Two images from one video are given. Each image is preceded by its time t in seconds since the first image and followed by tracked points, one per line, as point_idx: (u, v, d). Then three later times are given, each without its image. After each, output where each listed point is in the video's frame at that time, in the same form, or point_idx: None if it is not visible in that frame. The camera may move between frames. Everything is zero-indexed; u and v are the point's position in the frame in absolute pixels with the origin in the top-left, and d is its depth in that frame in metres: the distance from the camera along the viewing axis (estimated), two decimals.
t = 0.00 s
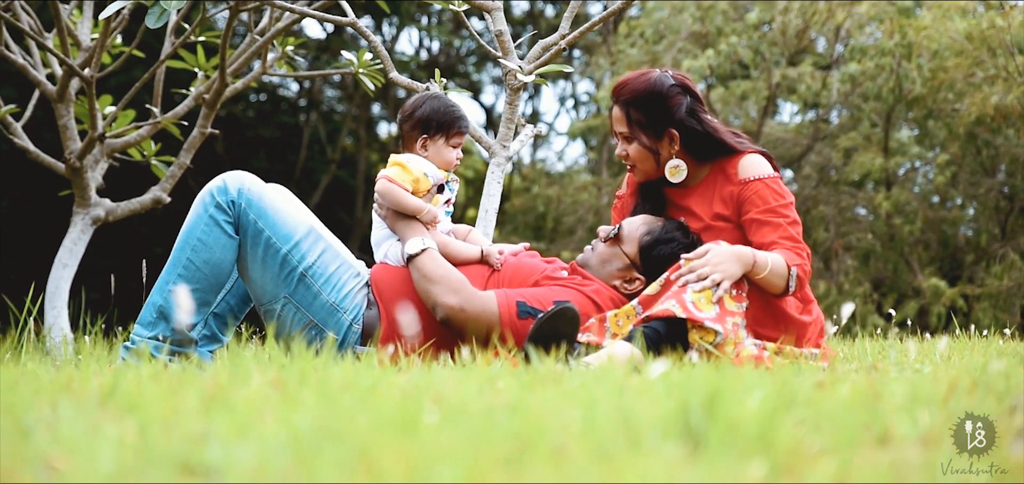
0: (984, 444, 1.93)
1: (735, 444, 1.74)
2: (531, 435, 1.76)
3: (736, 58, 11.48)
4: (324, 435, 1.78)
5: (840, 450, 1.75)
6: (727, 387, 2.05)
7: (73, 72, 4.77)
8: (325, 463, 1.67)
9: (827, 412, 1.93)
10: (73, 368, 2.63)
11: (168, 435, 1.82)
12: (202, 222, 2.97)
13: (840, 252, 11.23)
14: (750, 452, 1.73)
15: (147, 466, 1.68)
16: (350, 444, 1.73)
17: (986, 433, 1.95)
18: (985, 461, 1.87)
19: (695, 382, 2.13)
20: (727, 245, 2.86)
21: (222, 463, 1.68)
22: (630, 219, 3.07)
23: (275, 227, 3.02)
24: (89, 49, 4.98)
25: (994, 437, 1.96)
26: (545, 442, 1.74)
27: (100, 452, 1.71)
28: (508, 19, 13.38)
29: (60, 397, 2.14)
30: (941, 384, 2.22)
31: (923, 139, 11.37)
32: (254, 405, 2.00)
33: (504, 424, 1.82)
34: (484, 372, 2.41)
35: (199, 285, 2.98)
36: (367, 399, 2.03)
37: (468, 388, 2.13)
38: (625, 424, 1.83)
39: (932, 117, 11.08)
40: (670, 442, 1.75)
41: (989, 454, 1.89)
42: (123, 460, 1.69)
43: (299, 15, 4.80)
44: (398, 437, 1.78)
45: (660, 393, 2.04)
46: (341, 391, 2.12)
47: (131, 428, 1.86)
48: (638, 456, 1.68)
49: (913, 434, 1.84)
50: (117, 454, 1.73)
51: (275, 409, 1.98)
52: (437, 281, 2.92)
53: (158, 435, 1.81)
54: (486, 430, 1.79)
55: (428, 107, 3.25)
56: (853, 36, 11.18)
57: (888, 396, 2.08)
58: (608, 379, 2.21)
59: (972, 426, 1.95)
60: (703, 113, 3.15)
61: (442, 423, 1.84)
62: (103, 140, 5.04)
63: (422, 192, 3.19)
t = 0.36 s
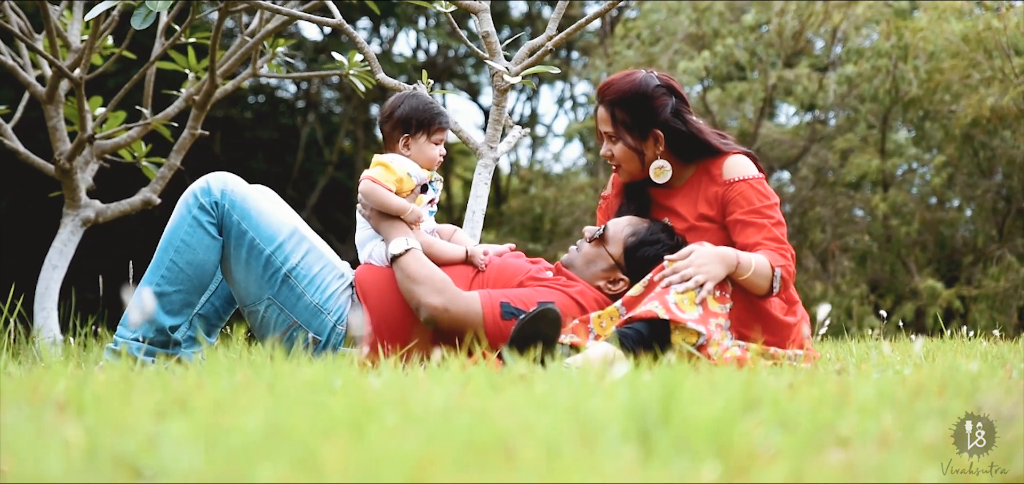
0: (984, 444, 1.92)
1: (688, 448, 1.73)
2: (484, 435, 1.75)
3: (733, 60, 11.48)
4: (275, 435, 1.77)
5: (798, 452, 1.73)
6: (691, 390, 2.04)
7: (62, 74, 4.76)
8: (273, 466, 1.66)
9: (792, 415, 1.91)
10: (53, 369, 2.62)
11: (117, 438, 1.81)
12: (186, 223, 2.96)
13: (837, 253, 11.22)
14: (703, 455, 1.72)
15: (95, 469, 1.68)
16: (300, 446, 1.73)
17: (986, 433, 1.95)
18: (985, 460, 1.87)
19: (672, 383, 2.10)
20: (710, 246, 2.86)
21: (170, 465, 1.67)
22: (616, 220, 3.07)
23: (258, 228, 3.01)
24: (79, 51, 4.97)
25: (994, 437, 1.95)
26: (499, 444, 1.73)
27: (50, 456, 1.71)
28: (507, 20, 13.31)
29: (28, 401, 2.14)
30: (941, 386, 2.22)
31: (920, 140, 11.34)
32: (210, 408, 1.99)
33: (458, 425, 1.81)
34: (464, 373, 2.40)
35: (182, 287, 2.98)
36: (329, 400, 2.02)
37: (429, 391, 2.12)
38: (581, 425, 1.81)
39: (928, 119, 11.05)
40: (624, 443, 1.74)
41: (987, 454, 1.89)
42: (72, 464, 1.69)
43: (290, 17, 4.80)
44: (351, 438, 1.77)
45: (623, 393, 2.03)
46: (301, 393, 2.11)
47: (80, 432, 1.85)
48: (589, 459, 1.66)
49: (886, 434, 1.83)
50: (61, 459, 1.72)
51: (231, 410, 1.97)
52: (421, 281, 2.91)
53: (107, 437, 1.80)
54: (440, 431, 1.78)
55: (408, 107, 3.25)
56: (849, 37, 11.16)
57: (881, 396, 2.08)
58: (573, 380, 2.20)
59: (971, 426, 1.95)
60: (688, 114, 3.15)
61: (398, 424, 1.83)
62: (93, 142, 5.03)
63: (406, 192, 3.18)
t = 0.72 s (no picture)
0: (984, 443, 1.95)
1: (646, 451, 1.72)
2: (438, 438, 1.74)
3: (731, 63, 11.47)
4: (228, 435, 1.75)
5: (759, 456, 1.72)
6: (656, 392, 2.03)
7: (53, 76, 4.74)
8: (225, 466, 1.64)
9: (758, 419, 1.91)
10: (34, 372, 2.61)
11: (68, 439, 1.79)
12: (170, 225, 2.96)
13: (835, 256, 11.21)
14: (660, 460, 1.69)
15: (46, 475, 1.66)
16: (251, 445, 1.71)
17: (986, 433, 1.98)
18: (986, 460, 1.90)
19: (644, 387, 2.09)
20: (695, 249, 2.85)
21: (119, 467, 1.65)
22: (603, 222, 3.06)
23: (243, 231, 3.01)
24: (69, 54, 4.95)
25: (993, 438, 1.99)
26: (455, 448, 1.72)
27: None
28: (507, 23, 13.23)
29: None
30: (935, 387, 2.24)
31: (918, 142, 11.31)
32: (167, 409, 1.97)
33: (414, 428, 1.80)
34: (441, 376, 2.38)
35: (166, 290, 2.97)
36: (288, 401, 2.00)
37: (392, 393, 2.11)
38: (539, 428, 1.80)
39: (926, 121, 11.03)
40: (581, 446, 1.73)
41: (988, 454, 1.92)
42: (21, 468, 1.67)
43: (282, 20, 4.79)
44: (304, 440, 1.75)
45: (586, 396, 2.02)
46: (261, 393, 2.09)
47: (34, 437, 1.83)
48: (543, 464, 1.64)
49: (858, 437, 1.82)
50: (6, 479, 1.70)
51: (188, 412, 1.95)
52: (406, 283, 2.90)
53: (59, 440, 1.78)
54: (395, 433, 1.77)
55: (392, 109, 3.25)
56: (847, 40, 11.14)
57: (871, 399, 2.09)
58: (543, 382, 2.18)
59: (971, 426, 1.97)
60: (674, 116, 3.15)
61: (354, 425, 1.81)
62: (84, 144, 5.01)
63: (391, 193, 3.17)
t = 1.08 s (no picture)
0: (985, 443, 1.93)
1: (602, 454, 1.71)
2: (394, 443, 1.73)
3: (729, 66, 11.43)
4: (184, 440, 1.75)
5: (718, 460, 1.71)
6: (621, 394, 2.02)
7: (44, 80, 4.73)
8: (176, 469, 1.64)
9: (724, 419, 1.90)
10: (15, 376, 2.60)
11: (22, 443, 1.79)
12: (155, 229, 2.96)
13: (833, 259, 11.18)
14: (615, 465, 1.68)
15: None
16: (201, 450, 1.70)
17: (987, 433, 1.96)
18: (986, 460, 1.86)
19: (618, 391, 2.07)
20: (681, 252, 2.84)
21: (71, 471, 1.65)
22: (590, 225, 3.05)
23: (228, 234, 3.00)
24: (61, 58, 4.94)
25: (994, 435, 1.97)
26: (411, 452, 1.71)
27: None
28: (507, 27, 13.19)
29: None
30: (926, 391, 2.21)
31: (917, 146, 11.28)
32: (125, 414, 1.96)
33: (372, 432, 1.79)
34: (418, 379, 2.37)
35: (152, 293, 2.97)
36: (249, 406, 1.99)
37: (357, 398, 2.10)
38: (498, 430, 1.79)
39: (923, 125, 10.99)
40: (538, 450, 1.72)
41: (988, 453, 1.88)
42: None
43: (274, 23, 4.77)
44: (259, 443, 1.74)
45: (552, 397, 2.01)
46: (224, 398, 2.08)
47: None
48: (495, 471, 1.63)
49: (830, 436, 1.81)
50: None
51: (148, 418, 1.95)
52: (392, 285, 2.90)
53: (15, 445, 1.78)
54: (351, 437, 1.76)
55: (385, 111, 3.24)
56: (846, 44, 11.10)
57: (858, 403, 2.06)
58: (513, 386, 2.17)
59: (972, 426, 1.97)
60: (661, 120, 3.14)
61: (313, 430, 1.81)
62: (76, 148, 5.00)
63: (380, 195, 3.17)
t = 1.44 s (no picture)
0: (985, 443, 1.98)
1: (562, 464, 1.71)
2: (356, 452, 1.73)
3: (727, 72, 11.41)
4: (148, 450, 1.76)
5: (682, 466, 1.71)
6: (592, 399, 2.01)
7: (36, 86, 4.72)
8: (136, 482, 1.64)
9: (694, 424, 1.89)
10: None
11: None
12: (142, 235, 2.95)
13: (831, 265, 11.16)
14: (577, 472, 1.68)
15: None
16: (161, 460, 1.71)
17: (986, 432, 2.01)
18: (986, 460, 1.91)
19: (596, 397, 2.07)
20: (668, 258, 2.83)
21: None
22: (577, 231, 3.05)
23: (215, 240, 3.00)
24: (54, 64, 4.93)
25: (994, 437, 2.01)
26: (372, 461, 1.71)
27: None
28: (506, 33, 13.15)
29: None
30: (913, 394, 2.22)
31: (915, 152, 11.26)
32: (93, 420, 1.97)
33: (335, 441, 1.78)
34: (399, 385, 2.36)
35: (138, 299, 2.96)
36: (218, 411, 1.99)
37: (326, 403, 2.10)
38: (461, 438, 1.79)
39: (921, 131, 10.97)
40: (501, 457, 1.72)
41: (988, 453, 1.93)
42: None
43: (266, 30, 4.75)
44: (220, 451, 1.75)
45: (522, 401, 2.00)
46: (194, 402, 2.08)
47: None
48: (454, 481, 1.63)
49: (805, 442, 1.81)
50: None
51: (116, 422, 1.95)
52: (379, 292, 2.89)
53: None
54: (316, 446, 1.76)
55: (376, 118, 3.24)
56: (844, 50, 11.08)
57: (849, 404, 2.08)
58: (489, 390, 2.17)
59: (971, 426, 2.01)
60: (649, 126, 3.14)
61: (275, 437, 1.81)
62: (68, 154, 4.99)
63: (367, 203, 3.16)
